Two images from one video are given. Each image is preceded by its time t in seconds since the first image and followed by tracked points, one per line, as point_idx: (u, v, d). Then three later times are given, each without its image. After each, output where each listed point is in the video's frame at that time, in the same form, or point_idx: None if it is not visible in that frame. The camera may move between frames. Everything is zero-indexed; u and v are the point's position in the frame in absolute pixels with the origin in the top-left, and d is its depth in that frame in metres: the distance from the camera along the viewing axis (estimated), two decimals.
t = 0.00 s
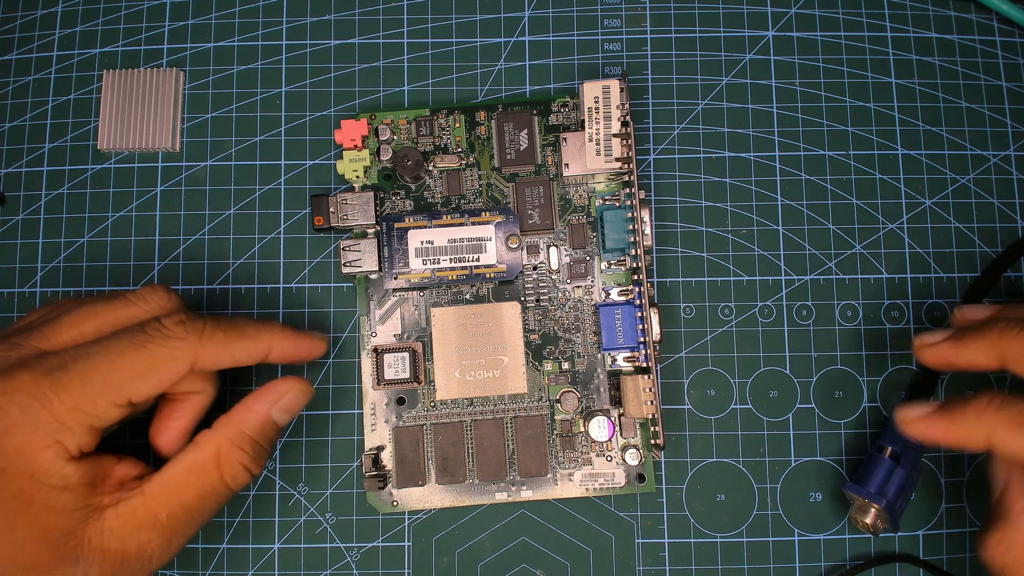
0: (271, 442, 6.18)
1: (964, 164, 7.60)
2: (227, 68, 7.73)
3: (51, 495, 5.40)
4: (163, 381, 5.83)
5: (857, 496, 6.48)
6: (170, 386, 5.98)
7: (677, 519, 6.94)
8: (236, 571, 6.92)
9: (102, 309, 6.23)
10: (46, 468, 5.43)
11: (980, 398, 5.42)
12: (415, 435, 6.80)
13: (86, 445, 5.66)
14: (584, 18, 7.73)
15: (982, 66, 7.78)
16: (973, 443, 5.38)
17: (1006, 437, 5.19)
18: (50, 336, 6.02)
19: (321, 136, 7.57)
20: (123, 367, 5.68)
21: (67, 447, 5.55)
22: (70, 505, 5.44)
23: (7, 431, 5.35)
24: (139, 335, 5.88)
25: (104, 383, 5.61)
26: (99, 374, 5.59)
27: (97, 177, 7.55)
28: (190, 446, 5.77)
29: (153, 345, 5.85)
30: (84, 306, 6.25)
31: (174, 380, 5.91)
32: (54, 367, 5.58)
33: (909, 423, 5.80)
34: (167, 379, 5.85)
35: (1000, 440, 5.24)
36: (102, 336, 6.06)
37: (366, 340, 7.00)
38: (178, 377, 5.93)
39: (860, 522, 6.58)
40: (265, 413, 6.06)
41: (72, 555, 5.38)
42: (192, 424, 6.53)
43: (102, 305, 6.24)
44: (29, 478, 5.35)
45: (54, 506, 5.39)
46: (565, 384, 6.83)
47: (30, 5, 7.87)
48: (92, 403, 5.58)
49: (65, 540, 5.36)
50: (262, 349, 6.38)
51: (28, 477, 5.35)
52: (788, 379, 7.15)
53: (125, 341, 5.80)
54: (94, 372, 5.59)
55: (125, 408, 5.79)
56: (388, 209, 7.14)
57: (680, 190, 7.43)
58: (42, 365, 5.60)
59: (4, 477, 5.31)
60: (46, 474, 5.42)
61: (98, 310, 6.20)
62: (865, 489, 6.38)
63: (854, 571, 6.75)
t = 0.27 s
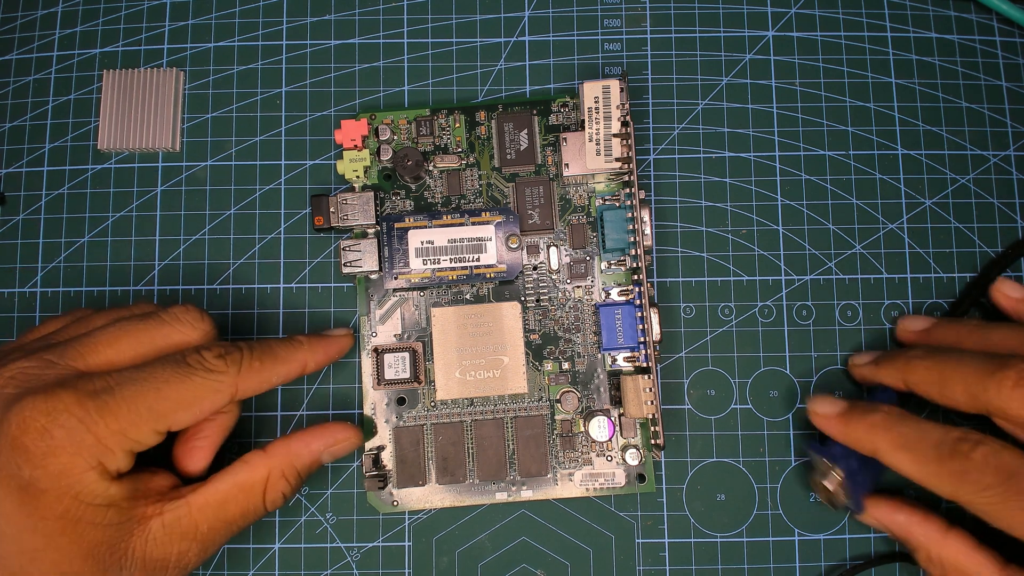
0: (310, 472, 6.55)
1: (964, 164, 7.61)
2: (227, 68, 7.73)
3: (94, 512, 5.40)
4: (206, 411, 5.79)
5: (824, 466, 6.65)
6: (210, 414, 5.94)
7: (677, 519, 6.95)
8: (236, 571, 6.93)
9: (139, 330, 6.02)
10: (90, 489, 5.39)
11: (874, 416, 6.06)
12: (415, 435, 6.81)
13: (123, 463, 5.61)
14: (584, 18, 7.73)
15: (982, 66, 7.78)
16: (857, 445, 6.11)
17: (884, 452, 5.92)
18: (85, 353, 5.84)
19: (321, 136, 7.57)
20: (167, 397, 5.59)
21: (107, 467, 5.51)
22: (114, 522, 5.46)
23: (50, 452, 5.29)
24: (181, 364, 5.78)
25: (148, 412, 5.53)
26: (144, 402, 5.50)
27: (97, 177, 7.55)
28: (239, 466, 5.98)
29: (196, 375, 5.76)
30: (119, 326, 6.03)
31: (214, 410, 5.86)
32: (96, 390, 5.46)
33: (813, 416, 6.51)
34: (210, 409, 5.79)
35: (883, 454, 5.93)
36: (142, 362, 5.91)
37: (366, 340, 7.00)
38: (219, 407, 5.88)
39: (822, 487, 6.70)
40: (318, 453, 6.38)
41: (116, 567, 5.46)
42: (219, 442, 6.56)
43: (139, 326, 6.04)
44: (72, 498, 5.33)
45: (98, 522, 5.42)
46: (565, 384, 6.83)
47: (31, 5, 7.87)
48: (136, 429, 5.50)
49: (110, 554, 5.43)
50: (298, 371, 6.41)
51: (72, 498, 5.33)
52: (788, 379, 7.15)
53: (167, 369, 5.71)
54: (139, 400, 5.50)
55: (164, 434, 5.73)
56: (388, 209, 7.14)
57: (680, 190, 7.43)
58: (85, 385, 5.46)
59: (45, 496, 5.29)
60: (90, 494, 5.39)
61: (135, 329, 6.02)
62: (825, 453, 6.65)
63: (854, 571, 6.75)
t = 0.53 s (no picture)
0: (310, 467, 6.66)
1: (964, 164, 7.61)
2: (227, 68, 7.73)
3: (104, 511, 5.37)
4: (213, 413, 5.73)
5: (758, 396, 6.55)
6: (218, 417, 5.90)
7: (677, 519, 6.94)
8: (236, 572, 6.92)
9: (148, 333, 5.99)
10: (100, 488, 5.36)
11: (802, 337, 6.04)
12: (415, 435, 6.80)
13: (132, 464, 5.57)
14: (584, 18, 7.73)
15: (982, 66, 7.79)
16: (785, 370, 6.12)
17: (804, 371, 5.82)
18: (96, 355, 5.79)
19: (321, 136, 7.57)
20: (176, 399, 5.54)
21: (117, 467, 5.47)
22: (124, 519, 5.44)
23: (61, 452, 5.25)
24: (190, 367, 5.74)
25: (158, 414, 5.48)
26: (154, 403, 5.47)
27: (97, 177, 7.55)
28: (244, 459, 6.05)
29: (204, 378, 5.71)
30: (129, 328, 5.99)
31: (222, 412, 5.83)
32: (106, 391, 5.42)
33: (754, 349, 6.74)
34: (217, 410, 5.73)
35: (803, 372, 5.84)
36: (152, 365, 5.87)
37: (366, 340, 6.99)
38: (226, 410, 5.85)
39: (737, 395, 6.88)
40: (319, 449, 6.51)
41: (126, 564, 5.43)
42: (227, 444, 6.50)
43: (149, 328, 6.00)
44: (82, 497, 5.28)
45: (108, 520, 5.38)
46: (565, 384, 6.83)
47: (31, 5, 7.86)
48: (145, 430, 5.45)
49: (121, 550, 5.41)
50: (305, 371, 6.42)
51: (82, 496, 5.28)
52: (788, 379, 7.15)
53: (176, 371, 5.67)
54: (149, 402, 5.46)
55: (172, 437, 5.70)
56: (388, 209, 7.14)
57: (680, 190, 7.43)
58: (96, 387, 5.42)
59: (55, 495, 5.23)
60: (100, 493, 5.36)
61: (145, 332, 5.98)
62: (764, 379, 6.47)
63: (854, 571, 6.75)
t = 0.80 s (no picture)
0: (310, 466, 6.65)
1: (964, 164, 7.61)
2: (227, 68, 7.73)
3: (106, 509, 5.38)
4: (213, 411, 5.72)
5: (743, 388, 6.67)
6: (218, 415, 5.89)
7: (677, 519, 6.94)
8: (236, 571, 6.92)
9: (147, 332, 5.97)
10: (101, 486, 5.37)
11: (807, 360, 6.08)
12: (415, 435, 6.80)
13: (133, 462, 5.58)
14: (584, 18, 7.73)
15: (982, 66, 7.78)
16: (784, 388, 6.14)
17: (808, 402, 5.95)
18: (96, 354, 5.79)
19: (321, 136, 7.57)
20: (176, 397, 5.53)
21: (118, 465, 5.48)
22: (125, 517, 5.44)
23: (61, 450, 5.26)
24: (189, 365, 5.73)
25: (157, 411, 5.48)
26: (153, 402, 5.45)
27: (97, 177, 7.55)
28: (246, 457, 6.07)
29: (204, 376, 5.69)
30: (129, 326, 5.98)
31: (222, 410, 5.82)
32: (105, 389, 5.42)
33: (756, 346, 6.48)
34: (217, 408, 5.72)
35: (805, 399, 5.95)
36: (151, 364, 5.87)
37: (366, 340, 6.99)
38: (226, 408, 5.83)
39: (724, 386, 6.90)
40: (321, 448, 6.51)
41: (128, 562, 5.43)
42: (227, 442, 6.47)
43: (148, 327, 5.99)
44: (84, 495, 5.30)
45: (110, 518, 5.39)
46: (565, 384, 6.83)
47: (30, 5, 7.86)
48: (144, 427, 5.45)
49: (123, 548, 5.42)
50: (305, 368, 6.38)
51: (83, 495, 5.30)
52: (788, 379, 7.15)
53: (175, 369, 5.65)
54: (148, 400, 5.45)
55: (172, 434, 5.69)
56: (388, 209, 7.14)
57: (680, 190, 7.43)
58: (95, 385, 5.43)
59: (56, 494, 5.25)
60: (102, 491, 5.38)
61: (144, 330, 5.97)
62: (749, 371, 6.62)
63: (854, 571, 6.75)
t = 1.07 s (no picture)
0: (310, 465, 6.65)
1: (964, 164, 7.61)
2: (227, 68, 7.73)
3: (109, 510, 5.37)
4: (216, 414, 5.73)
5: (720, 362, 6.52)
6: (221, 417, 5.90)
7: (677, 519, 6.95)
8: (236, 571, 6.93)
9: (151, 333, 6.00)
10: (103, 486, 5.36)
11: (783, 315, 6.04)
12: (415, 435, 6.80)
13: (135, 464, 5.58)
14: (584, 18, 7.73)
15: (982, 66, 7.79)
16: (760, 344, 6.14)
17: (782, 350, 5.86)
18: (99, 356, 5.79)
19: (321, 136, 7.57)
20: (179, 399, 5.54)
21: (121, 466, 5.48)
22: (127, 517, 5.43)
23: (65, 451, 5.26)
24: (192, 368, 5.75)
25: (161, 413, 5.49)
26: (156, 404, 5.46)
27: (97, 177, 7.55)
28: (247, 456, 6.08)
29: (207, 379, 5.72)
30: (132, 329, 6.01)
31: (225, 413, 5.82)
32: (109, 391, 5.43)
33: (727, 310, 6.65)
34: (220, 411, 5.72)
35: (779, 349, 5.90)
36: (154, 366, 5.88)
37: (366, 340, 6.99)
38: (229, 411, 5.84)
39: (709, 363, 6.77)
40: (321, 446, 6.53)
41: (130, 563, 5.41)
42: (226, 444, 6.48)
43: (151, 330, 6.02)
44: (87, 496, 5.29)
45: (112, 519, 5.37)
46: (565, 384, 6.83)
47: (30, 5, 7.86)
48: (147, 429, 5.45)
49: (125, 549, 5.39)
50: (307, 368, 6.39)
51: (86, 495, 5.28)
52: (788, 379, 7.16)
53: (178, 371, 5.68)
54: (152, 402, 5.46)
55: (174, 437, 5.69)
56: (388, 209, 7.14)
57: (680, 190, 7.43)
58: (99, 386, 5.43)
59: (60, 495, 5.23)
60: (104, 491, 5.37)
61: (147, 333, 6.00)
62: (731, 347, 6.40)
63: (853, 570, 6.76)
